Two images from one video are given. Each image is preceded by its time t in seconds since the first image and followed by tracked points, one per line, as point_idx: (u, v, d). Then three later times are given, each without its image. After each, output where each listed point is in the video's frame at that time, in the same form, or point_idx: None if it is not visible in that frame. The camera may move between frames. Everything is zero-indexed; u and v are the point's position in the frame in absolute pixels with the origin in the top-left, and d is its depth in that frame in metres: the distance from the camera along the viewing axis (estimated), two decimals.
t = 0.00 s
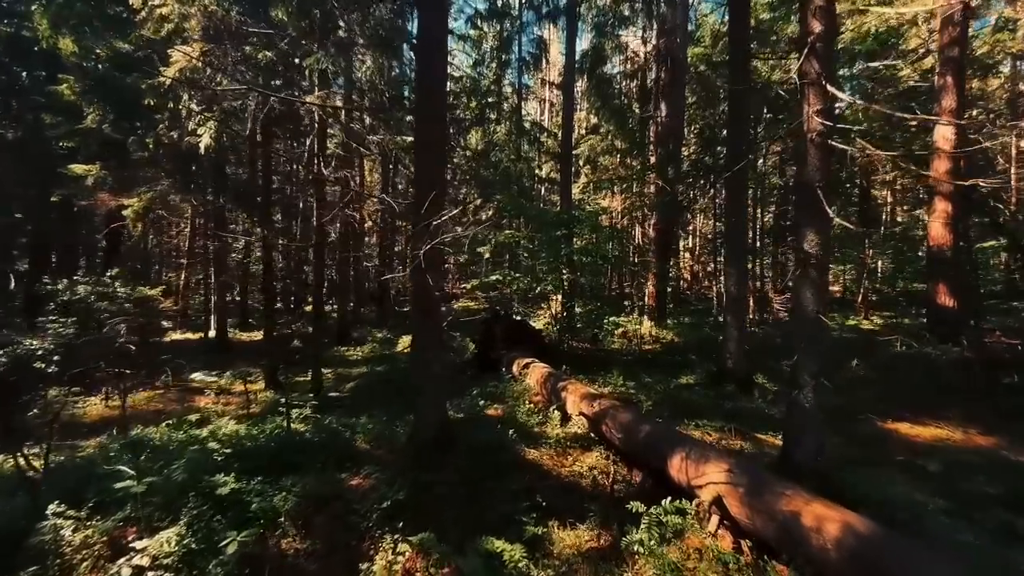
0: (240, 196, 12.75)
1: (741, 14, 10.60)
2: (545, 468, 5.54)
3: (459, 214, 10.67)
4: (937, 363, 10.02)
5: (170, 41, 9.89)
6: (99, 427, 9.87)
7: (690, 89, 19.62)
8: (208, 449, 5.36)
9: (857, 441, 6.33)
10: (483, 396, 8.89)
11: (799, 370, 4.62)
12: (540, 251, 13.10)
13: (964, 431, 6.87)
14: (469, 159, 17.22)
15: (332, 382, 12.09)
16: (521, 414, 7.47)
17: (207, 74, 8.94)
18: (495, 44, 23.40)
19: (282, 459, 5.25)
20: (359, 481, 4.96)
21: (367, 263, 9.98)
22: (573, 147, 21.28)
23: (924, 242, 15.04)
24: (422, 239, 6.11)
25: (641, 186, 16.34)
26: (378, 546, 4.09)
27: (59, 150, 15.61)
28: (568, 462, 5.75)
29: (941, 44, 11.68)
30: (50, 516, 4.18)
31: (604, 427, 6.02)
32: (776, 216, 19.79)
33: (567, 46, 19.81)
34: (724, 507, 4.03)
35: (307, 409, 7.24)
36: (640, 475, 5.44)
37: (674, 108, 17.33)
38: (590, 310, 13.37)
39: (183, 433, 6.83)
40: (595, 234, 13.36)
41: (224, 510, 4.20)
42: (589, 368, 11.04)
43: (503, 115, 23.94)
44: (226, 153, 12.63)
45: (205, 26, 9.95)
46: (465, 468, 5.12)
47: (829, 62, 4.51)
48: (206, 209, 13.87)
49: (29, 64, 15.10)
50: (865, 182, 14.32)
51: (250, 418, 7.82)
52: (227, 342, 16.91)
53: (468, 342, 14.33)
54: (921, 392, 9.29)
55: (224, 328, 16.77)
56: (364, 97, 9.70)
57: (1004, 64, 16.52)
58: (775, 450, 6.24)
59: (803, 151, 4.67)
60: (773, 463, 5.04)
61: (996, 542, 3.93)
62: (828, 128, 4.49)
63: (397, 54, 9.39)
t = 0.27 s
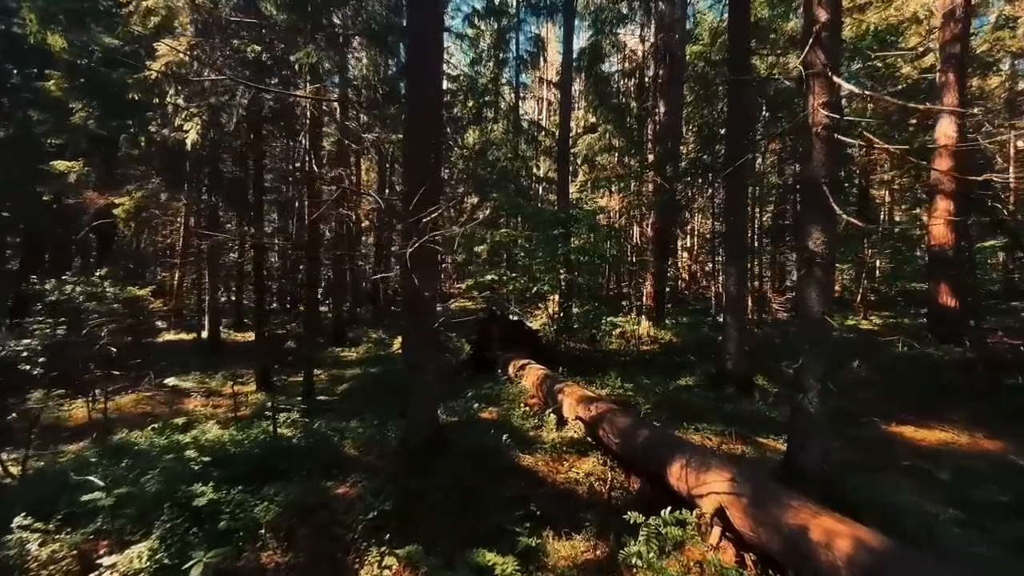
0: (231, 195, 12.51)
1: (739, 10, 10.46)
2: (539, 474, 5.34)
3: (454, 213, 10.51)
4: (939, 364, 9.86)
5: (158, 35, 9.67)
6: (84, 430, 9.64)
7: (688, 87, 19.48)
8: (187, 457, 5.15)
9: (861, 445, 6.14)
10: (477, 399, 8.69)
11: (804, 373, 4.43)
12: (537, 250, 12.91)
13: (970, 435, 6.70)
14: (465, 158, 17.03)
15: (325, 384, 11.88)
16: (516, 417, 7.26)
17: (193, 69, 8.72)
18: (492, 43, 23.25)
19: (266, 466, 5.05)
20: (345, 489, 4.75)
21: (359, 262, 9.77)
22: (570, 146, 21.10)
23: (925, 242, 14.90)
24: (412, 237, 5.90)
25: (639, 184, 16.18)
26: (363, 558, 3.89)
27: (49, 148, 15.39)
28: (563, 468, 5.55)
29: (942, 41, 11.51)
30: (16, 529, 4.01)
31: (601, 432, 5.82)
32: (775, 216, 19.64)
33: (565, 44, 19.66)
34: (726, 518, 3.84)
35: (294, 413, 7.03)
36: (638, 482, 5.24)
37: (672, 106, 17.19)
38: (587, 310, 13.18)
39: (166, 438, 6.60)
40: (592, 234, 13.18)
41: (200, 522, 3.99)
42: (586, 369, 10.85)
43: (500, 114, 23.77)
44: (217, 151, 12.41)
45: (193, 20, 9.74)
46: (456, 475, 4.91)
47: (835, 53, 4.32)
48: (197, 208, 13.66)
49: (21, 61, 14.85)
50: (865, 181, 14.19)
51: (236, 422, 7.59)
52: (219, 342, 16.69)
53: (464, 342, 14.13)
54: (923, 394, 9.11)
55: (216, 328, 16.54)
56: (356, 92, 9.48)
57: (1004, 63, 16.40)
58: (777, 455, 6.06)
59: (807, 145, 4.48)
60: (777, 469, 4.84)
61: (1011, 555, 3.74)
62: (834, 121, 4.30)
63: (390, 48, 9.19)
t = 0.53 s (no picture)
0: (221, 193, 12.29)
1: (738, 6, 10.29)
2: (533, 483, 5.15)
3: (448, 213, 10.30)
4: (940, 366, 9.73)
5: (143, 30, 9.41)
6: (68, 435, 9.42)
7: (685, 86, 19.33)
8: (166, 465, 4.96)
9: (864, 451, 5.97)
10: (471, 402, 8.49)
11: (807, 378, 4.25)
12: (533, 251, 12.73)
13: (975, 440, 6.52)
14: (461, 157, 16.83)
15: (317, 386, 11.66)
16: (510, 421, 7.07)
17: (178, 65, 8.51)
18: (488, 42, 23.08)
19: (247, 476, 4.84)
20: (329, 500, 4.55)
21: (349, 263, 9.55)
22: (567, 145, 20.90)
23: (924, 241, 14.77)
24: (400, 236, 5.70)
25: (636, 183, 16.01)
26: None
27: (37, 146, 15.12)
28: (557, 476, 5.36)
29: (944, 38, 11.29)
30: None
31: (597, 438, 5.63)
32: (773, 215, 19.51)
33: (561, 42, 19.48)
34: (727, 532, 3.66)
35: (281, 419, 6.83)
36: (635, 490, 5.06)
37: (670, 104, 17.03)
38: (583, 311, 13.00)
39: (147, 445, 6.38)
40: (589, 233, 13.00)
41: (174, 538, 3.79)
42: (583, 371, 10.66)
43: (497, 113, 23.57)
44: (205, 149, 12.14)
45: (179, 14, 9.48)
46: (445, 486, 4.70)
47: (840, 44, 4.14)
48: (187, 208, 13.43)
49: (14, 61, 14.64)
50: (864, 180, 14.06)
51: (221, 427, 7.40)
52: (211, 344, 16.45)
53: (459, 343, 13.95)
54: (925, 397, 8.95)
55: (208, 329, 16.30)
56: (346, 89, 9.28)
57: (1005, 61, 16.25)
58: (778, 461, 5.89)
59: (810, 140, 4.30)
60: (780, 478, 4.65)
61: None
62: (839, 115, 4.11)
63: (382, 44, 8.99)
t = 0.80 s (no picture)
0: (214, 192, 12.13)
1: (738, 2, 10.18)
2: (529, 489, 5.00)
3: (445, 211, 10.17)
4: (942, 367, 9.62)
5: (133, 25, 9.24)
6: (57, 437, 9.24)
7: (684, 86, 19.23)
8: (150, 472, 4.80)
9: (869, 455, 5.84)
10: (467, 405, 8.34)
11: (812, 381, 4.11)
12: (531, 250, 12.61)
13: (980, 443, 6.40)
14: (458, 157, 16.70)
15: (312, 388, 11.50)
16: (507, 424, 6.92)
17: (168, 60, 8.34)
18: (486, 41, 22.96)
19: (233, 484, 4.68)
20: (318, 509, 4.40)
21: (344, 262, 9.39)
22: (565, 144, 20.76)
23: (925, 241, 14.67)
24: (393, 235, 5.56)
25: (635, 183, 15.89)
26: None
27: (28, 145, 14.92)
28: (555, 481, 5.22)
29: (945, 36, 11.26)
30: None
31: (595, 442, 5.49)
32: (772, 215, 19.41)
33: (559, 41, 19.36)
34: (731, 542, 3.51)
35: (271, 422, 6.67)
36: (634, 497, 4.91)
37: (669, 104, 16.92)
38: (582, 311, 12.89)
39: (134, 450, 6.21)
40: (587, 233, 12.88)
41: (153, 549, 3.63)
42: (581, 372, 10.53)
43: (495, 113, 23.45)
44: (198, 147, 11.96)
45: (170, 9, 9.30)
46: (438, 492, 4.55)
47: (846, 36, 4.00)
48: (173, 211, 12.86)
49: (4, 60, 14.20)
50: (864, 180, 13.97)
51: (211, 431, 7.24)
52: (206, 344, 16.27)
53: (456, 343, 13.81)
54: (928, 399, 8.84)
55: (203, 330, 16.12)
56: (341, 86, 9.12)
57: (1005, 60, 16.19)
58: (781, 466, 5.76)
59: (815, 136, 4.16)
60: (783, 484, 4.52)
61: None
62: (845, 109, 3.98)
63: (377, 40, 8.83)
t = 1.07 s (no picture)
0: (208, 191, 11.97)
1: None
2: (527, 494, 4.84)
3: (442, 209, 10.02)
4: (947, 368, 9.49)
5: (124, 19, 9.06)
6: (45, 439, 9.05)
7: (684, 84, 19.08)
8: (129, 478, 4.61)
9: (876, 459, 5.69)
10: (464, 407, 8.19)
11: (821, 383, 3.96)
12: (530, 249, 12.49)
13: (989, 446, 6.26)
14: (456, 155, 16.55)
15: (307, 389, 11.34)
16: (504, 426, 6.77)
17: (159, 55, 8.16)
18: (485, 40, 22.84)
19: (219, 490, 4.50)
20: (307, 515, 4.22)
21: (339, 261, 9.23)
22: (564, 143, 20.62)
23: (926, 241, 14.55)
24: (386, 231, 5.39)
25: (635, 182, 15.72)
26: None
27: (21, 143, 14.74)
28: (554, 486, 5.06)
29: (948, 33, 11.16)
30: None
31: (596, 445, 5.33)
32: (772, 214, 19.28)
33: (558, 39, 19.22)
34: (738, 553, 3.35)
35: (261, 424, 6.50)
36: (636, 502, 4.76)
37: (669, 102, 16.79)
38: (581, 311, 12.79)
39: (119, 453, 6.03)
40: (586, 232, 12.72)
41: (132, 560, 3.45)
42: (580, 373, 10.38)
43: (494, 112, 23.32)
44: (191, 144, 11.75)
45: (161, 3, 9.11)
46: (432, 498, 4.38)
47: (856, 23, 3.84)
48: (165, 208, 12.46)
49: None
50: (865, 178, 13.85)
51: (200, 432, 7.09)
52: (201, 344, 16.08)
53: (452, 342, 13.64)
54: (933, 400, 8.70)
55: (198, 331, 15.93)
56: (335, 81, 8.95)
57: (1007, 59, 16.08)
58: (786, 470, 5.61)
59: (824, 128, 4.00)
60: (791, 490, 4.37)
61: None
62: (856, 100, 3.82)
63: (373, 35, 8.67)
